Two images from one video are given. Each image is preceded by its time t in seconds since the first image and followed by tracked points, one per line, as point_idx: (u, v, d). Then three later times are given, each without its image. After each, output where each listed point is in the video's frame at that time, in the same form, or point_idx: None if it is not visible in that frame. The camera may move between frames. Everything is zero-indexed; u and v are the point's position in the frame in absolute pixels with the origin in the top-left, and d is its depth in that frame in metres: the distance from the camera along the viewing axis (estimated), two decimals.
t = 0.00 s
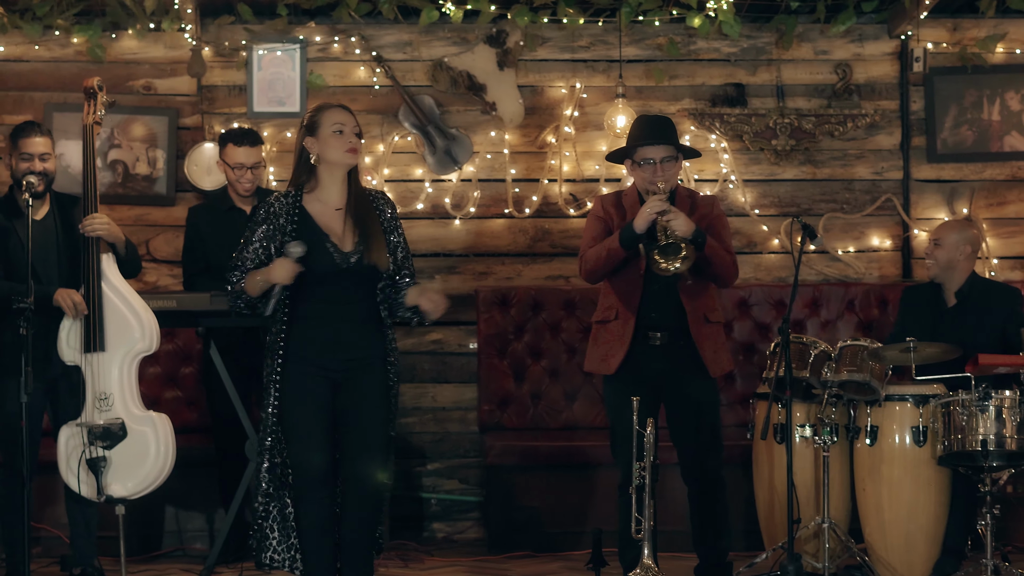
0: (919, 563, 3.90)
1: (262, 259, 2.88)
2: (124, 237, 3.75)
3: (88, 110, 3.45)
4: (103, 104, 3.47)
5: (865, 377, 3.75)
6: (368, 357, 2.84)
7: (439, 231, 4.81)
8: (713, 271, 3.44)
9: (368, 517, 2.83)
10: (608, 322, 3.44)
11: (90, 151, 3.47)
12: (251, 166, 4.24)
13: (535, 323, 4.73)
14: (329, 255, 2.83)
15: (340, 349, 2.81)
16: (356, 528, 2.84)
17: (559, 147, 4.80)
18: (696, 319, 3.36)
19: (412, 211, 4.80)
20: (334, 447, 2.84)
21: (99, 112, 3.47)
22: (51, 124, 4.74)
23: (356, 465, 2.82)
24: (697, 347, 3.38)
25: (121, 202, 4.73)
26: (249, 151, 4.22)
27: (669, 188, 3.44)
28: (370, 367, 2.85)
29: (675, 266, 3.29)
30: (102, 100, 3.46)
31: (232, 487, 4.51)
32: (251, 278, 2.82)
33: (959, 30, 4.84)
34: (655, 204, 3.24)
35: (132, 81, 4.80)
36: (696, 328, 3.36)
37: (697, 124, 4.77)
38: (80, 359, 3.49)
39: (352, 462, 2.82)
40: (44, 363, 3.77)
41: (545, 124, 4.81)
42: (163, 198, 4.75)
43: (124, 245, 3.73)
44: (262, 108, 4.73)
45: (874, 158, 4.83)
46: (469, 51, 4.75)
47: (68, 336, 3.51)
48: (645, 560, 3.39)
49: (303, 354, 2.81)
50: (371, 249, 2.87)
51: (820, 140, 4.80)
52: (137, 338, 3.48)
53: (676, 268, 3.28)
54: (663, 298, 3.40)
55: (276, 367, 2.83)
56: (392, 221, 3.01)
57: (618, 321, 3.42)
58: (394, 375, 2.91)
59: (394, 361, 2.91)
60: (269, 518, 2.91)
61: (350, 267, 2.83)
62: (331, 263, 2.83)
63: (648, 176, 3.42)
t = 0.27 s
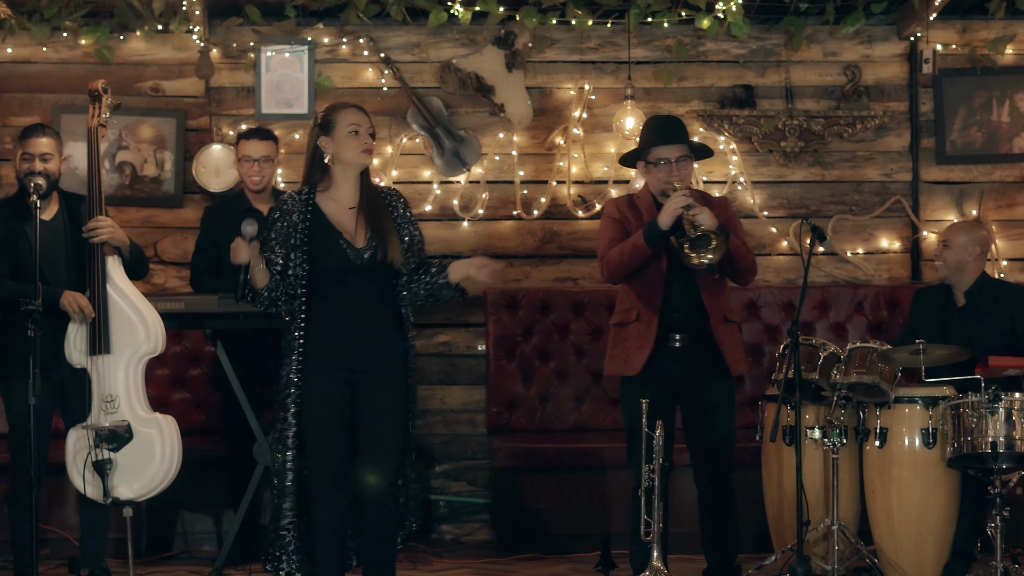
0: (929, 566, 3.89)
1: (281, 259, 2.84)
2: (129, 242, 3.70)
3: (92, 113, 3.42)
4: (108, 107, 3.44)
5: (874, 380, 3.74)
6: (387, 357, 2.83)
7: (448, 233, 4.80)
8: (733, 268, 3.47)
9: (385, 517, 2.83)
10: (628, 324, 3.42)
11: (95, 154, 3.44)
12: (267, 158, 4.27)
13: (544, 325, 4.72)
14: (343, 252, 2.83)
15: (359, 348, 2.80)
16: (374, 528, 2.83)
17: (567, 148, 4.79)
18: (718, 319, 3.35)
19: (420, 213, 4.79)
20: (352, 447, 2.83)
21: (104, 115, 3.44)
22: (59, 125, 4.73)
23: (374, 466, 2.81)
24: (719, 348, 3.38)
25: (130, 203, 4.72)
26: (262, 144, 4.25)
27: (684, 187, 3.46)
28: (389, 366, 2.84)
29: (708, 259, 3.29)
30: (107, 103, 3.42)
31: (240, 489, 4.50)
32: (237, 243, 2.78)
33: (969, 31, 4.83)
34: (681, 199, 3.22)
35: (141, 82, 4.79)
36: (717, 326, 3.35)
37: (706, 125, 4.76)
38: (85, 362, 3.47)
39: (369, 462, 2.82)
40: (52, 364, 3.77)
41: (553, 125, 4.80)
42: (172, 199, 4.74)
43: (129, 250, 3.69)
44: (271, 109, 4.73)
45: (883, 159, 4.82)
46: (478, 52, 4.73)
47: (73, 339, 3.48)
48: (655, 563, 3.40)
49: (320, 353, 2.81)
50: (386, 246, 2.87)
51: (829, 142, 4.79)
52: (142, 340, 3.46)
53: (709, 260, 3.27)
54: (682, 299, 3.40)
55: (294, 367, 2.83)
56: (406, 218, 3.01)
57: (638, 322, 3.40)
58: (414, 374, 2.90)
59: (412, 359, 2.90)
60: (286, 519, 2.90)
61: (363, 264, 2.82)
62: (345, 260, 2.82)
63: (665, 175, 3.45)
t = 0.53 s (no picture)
0: (935, 565, 3.89)
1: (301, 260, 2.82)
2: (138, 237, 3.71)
3: (104, 110, 3.44)
4: (120, 104, 3.46)
5: (881, 378, 3.71)
6: (405, 355, 2.82)
7: (453, 232, 4.78)
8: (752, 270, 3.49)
9: (400, 513, 2.84)
10: (647, 325, 3.43)
11: (105, 151, 3.46)
12: (289, 153, 4.24)
13: (550, 324, 4.71)
14: (360, 250, 2.83)
15: (377, 346, 2.80)
16: (388, 526, 2.84)
17: (573, 147, 4.78)
18: (738, 321, 3.38)
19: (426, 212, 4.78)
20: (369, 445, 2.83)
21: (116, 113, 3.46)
22: (64, 124, 4.72)
23: (391, 465, 2.81)
24: (738, 350, 3.40)
25: (135, 203, 4.71)
26: (284, 139, 4.25)
27: (703, 190, 3.47)
28: (408, 365, 2.83)
29: (734, 263, 3.28)
30: (119, 100, 3.44)
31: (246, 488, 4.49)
32: (264, 213, 2.75)
33: (975, 30, 4.82)
34: (706, 203, 3.22)
35: (146, 81, 4.78)
36: (737, 328, 3.38)
37: (712, 124, 4.74)
38: (93, 360, 3.49)
39: (386, 461, 2.81)
40: (59, 363, 3.76)
41: (559, 124, 4.80)
42: (177, 198, 4.73)
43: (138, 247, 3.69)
44: (276, 108, 4.73)
45: (889, 158, 4.81)
46: (483, 51, 4.73)
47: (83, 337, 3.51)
48: (660, 562, 3.38)
49: (338, 351, 2.80)
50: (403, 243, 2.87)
51: (835, 141, 4.78)
52: (147, 339, 3.45)
53: (736, 265, 3.27)
54: (701, 299, 3.41)
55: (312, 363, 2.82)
56: (423, 215, 3.02)
57: (657, 322, 3.41)
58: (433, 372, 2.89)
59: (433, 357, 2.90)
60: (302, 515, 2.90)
61: (379, 262, 2.83)
62: (362, 258, 2.82)
63: (684, 177, 3.47)
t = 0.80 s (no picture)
0: (940, 567, 3.87)
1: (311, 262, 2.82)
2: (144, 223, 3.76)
3: (109, 109, 3.43)
4: (124, 103, 3.44)
5: (885, 379, 3.70)
6: (413, 356, 2.82)
7: (457, 233, 4.78)
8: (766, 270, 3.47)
9: (408, 514, 2.83)
10: (657, 325, 3.43)
11: (109, 151, 3.45)
12: (307, 156, 4.22)
13: (553, 325, 4.70)
14: (369, 251, 2.82)
15: (385, 346, 2.79)
16: (395, 527, 2.83)
17: (577, 147, 4.77)
18: (749, 322, 3.37)
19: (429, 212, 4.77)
20: (376, 445, 2.82)
21: (121, 111, 3.44)
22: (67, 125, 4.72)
23: (398, 465, 2.80)
24: (748, 351, 3.39)
25: (137, 203, 4.70)
26: (303, 142, 4.21)
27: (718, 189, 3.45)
28: (417, 365, 2.82)
29: (744, 263, 3.25)
30: (124, 98, 3.43)
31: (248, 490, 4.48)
32: (287, 206, 2.77)
33: (980, 30, 4.82)
34: (719, 202, 3.20)
35: (149, 82, 4.77)
36: (746, 328, 3.37)
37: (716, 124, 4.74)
38: (96, 361, 3.49)
39: (393, 461, 2.81)
40: (63, 365, 3.76)
41: (563, 124, 4.79)
42: (180, 199, 4.73)
43: (144, 231, 3.74)
44: (280, 108, 4.72)
45: (894, 159, 4.80)
46: (487, 52, 4.73)
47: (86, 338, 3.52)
48: (663, 564, 3.36)
49: (346, 351, 2.79)
50: (412, 245, 2.87)
51: (839, 141, 4.77)
52: (145, 339, 3.43)
53: (746, 265, 3.24)
54: (711, 300, 3.41)
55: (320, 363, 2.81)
56: (432, 216, 3.02)
57: (669, 322, 3.41)
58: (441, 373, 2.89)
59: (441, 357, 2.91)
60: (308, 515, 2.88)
61: (389, 262, 2.83)
62: (371, 258, 2.82)
63: (699, 177, 3.45)
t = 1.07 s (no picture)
0: (941, 567, 3.86)
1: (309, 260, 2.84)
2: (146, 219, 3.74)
3: (109, 109, 3.42)
4: (125, 103, 3.44)
5: (885, 379, 3.69)
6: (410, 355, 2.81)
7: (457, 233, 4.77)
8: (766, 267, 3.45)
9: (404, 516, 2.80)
10: (660, 321, 3.42)
11: (109, 151, 3.44)
12: (311, 153, 4.21)
13: (554, 325, 4.69)
14: (366, 250, 2.81)
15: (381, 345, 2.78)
16: (390, 528, 2.81)
17: (578, 147, 4.76)
18: (746, 322, 3.35)
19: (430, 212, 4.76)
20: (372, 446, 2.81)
21: (121, 111, 3.44)
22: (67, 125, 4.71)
23: (393, 465, 2.79)
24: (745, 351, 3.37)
25: (137, 203, 4.69)
26: (307, 139, 4.19)
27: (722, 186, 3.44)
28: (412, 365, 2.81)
29: (729, 255, 3.26)
30: (125, 98, 3.43)
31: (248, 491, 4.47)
32: (301, 189, 2.80)
33: (981, 30, 4.81)
34: (710, 194, 3.23)
35: (149, 81, 4.77)
36: (744, 327, 3.35)
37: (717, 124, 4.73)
38: (95, 362, 3.49)
39: (389, 461, 2.79)
40: (63, 367, 3.75)
41: (564, 124, 4.78)
42: (180, 199, 4.72)
43: (147, 229, 3.72)
44: (280, 108, 4.72)
45: (894, 159, 4.79)
46: (487, 51, 4.72)
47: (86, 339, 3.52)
48: (663, 564, 3.35)
49: (341, 350, 2.79)
50: (411, 244, 2.84)
51: (840, 141, 4.76)
52: (145, 339, 3.42)
53: (730, 257, 3.25)
54: (710, 299, 3.40)
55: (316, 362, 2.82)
56: (435, 215, 2.98)
57: (669, 320, 3.40)
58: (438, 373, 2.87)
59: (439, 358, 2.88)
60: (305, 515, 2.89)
61: (386, 262, 2.81)
62: (367, 258, 2.81)
63: (702, 173, 3.42)
